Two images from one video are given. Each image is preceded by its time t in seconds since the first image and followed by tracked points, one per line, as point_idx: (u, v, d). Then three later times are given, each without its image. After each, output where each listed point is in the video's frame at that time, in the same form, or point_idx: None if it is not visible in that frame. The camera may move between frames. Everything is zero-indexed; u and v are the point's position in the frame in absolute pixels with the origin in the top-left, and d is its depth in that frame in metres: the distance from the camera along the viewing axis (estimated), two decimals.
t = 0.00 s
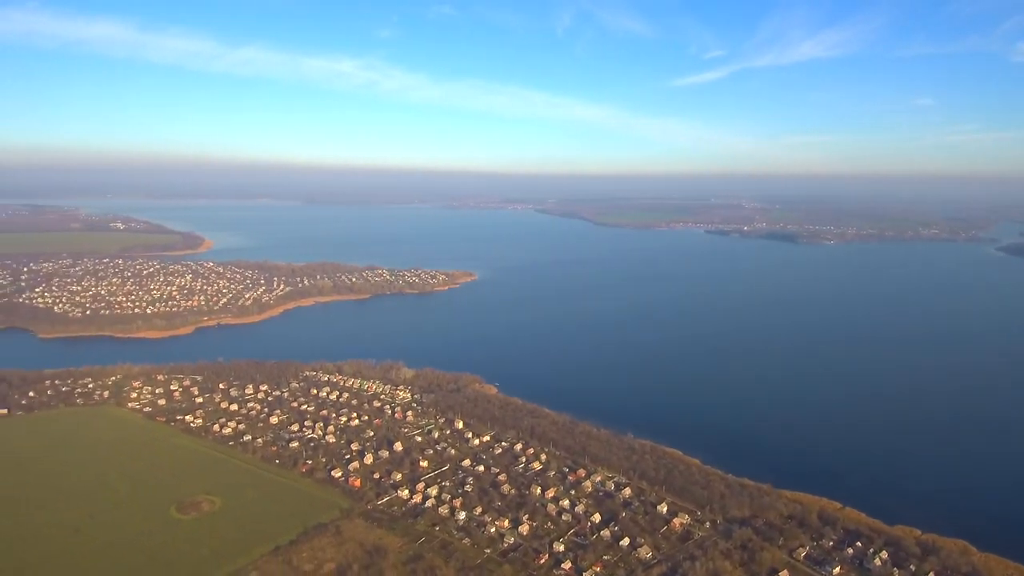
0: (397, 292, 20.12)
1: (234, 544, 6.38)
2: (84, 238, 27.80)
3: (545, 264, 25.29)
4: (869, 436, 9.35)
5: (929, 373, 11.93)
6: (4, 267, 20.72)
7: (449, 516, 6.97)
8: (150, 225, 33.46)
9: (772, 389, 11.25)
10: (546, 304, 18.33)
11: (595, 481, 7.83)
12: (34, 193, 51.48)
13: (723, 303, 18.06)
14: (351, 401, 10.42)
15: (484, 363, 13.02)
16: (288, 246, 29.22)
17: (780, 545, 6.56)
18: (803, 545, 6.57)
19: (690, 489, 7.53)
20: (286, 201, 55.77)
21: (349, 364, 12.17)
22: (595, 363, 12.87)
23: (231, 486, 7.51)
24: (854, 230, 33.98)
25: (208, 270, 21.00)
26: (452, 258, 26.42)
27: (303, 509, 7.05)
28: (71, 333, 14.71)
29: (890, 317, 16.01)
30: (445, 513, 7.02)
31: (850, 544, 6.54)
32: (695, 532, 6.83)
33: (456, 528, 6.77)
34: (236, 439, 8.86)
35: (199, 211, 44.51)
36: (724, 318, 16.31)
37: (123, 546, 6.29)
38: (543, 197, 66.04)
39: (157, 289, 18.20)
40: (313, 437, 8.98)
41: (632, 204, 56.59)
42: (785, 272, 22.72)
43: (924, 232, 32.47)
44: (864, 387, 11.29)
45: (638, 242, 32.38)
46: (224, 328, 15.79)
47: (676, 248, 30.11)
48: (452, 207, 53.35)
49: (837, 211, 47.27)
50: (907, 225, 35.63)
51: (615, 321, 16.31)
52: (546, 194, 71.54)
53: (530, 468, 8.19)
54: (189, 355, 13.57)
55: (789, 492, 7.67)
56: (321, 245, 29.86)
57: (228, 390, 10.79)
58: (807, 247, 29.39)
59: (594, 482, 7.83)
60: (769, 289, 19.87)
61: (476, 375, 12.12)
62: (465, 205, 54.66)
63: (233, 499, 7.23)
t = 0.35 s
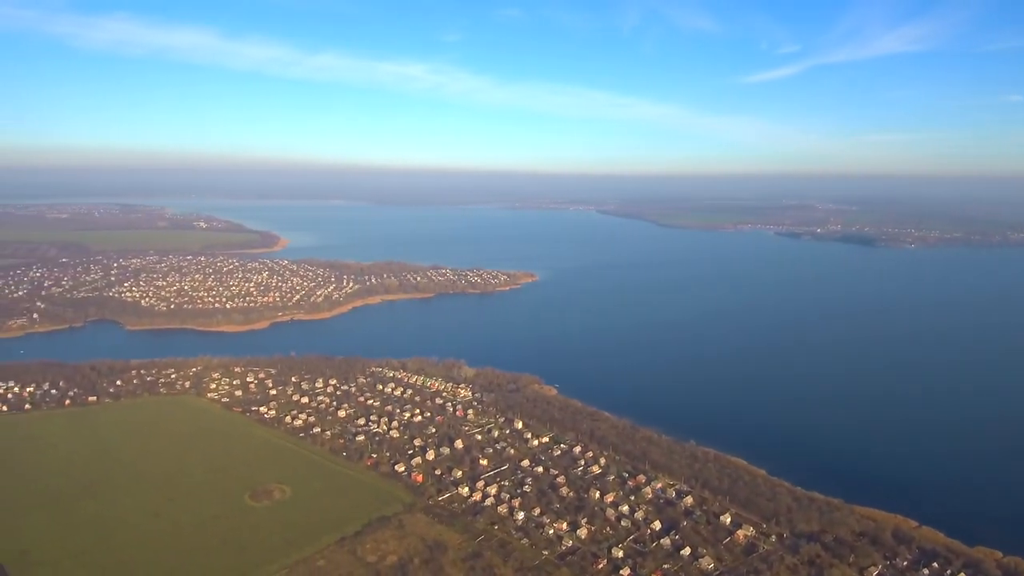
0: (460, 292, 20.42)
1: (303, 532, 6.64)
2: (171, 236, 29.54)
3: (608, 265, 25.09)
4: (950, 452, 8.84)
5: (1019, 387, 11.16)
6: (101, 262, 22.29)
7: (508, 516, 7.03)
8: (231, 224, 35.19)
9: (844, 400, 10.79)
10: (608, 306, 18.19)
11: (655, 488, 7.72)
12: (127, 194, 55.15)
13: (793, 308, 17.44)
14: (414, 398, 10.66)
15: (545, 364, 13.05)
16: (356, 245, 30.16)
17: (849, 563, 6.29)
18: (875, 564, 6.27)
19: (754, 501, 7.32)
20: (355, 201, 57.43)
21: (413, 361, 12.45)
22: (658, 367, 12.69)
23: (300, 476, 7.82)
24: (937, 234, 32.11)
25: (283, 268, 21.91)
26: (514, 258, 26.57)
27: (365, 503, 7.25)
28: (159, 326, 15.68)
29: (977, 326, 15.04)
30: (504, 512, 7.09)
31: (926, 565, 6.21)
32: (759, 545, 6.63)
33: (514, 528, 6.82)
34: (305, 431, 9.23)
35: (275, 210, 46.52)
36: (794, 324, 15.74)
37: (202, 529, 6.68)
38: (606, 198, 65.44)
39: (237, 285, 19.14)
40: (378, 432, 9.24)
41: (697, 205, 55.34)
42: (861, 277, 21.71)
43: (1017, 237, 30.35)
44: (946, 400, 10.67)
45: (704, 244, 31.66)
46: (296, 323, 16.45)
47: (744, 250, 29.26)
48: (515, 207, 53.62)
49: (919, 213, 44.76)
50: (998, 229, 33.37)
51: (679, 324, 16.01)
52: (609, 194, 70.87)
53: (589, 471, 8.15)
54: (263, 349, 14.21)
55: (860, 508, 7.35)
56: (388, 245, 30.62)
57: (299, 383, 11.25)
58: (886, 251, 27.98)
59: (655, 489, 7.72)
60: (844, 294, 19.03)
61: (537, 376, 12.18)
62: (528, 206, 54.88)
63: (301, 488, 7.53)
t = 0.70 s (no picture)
0: (522, 292, 20.53)
1: (368, 523, 6.86)
2: (249, 234, 30.96)
3: (673, 267, 24.66)
4: None
5: None
6: (184, 259, 23.60)
7: (566, 518, 7.04)
8: (303, 223, 36.54)
9: (922, 413, 10.24)
10: (672, 309, 17.86)
11: (718, 497, 7.55)
12: (210, 195, 58.11)
13: (867, 315, 16.67)
14: (475, 396, 10.81)
15: (606, 366, 12.97)
16: (422, 245, 30.77)
17: None
18: None
19: (824, 515, 7.06)
20: (420, 201, 58.62)
21: (474, 359, 12.62)
22: (723, 373, 12.40)
23: (365, 469, 8.07)
24: None
25: (351, 266, 22.59)
26: (576, 259, 26.48)
27: (426, 497, 7.42)
28: (236, 320, 16.48)
29: None
30: (563, 514, 7.09)
31: None
32: (828, 561, 6.38)
33: (573, 531, 6.82)
34: (371, 425, 9.51)
35: (344, 210, 47.98)
36: (870, 331, 15.04)
37: (274, 516, 6.99)
38: (671, 199, 64.24)
39: (309, 282, 19.89)
40: (440, 429, 9.42)
41: (767, 206, 53.57)
42: (945, 283, 20.50)
43: None
44: None
45: (773, 246, 30.65)
46: (363, 320, 16.94)
47: (816, 253, 28.13)
48: (577, 208, 53.38)
49: (1011, 216, 41.80)
50: None
51: (745, 329, 15.57)
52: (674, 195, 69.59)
53: (650, 478, 8.04)
54: (331, 344, 14.72)
55: (938, 527, 6.98)
56: (452, 244, 31.08)
57: (365, 378, 11.60)
58: (972, 256, 26.32)
59: (717, 499, 7.54)
60: (925, 301, 18.02)
61: (598, 378, 12.12)
62: (592, 206, 54.49)
63: (366, 481, 7.77)
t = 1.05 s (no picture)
0: (579, 293, 20.46)
1: (423, 519, 7.00)
2: (315, 234, 32.01)
3: (735, 270, 24.03)
4: None
5: None
6: (255, 257, 24.63)
7: (621, 524, 6.98)
8: (366, 223, 37.52)
9: (1003, 430, 9.66)
10: (733, 313, 17.44)
11: (780, 510, 7.32)
12: (279, 196, 60.37)
13: (945, 323, 15.80)
14: (531, 397, 10.85)
15: (663, 370, 12.79)
16: (481, 245, 31.06)
17: None
18: None
19: (893, 533, 6.75)
20: (479, 202, 59.15)
21: (531, 360, 12.68)
22: (787, 380, 12.01)
23: (422, 465, 8.24)
24: None
25: (412, 265, 23.06)
26: (635, 261, 26.18)
27: (480, 496, 7.51)
28: (302, 316, 17.09)
29: None
30: (618, 520, 7.04)
31: None
32: None
33: (628, 537, 6.76)
34: (428, 422, 9.70)
35: (406, 211, 48.91)
36: (947, 341, 14.27)
37: (335, 508, 7.24)
38: (734, 200, 62.57)
39: (371, 281, 20.41)
40: (495, 428, 9.51)
41: (836, 207, 51.49)
42: None
43: None
44: None
45: (842, 249, 29.45)
46: (422, 318, 17.28)
47: (889, 257, 26.86)
48: (636, 208, 52.71)
49: None
50: None
51: (810, 335, 15.04)
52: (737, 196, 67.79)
53: (708, 487, 7.88)
54: (392, 341, 15.09)
55: (1018, 551, 6.58)
56: (510, 245, 31.25)
57: (424, 376, 11.83)
58: None
59: (779, 511, 7.32)
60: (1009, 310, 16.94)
61: (656, 382, 11.95)
62: (652, 207, 53.64)
63: (422, 477, 7.93)
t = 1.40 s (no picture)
0: (632, 295, 20.24)
1: (473, 517, 7.08)
2: (372, 233, 32.75)
3: (795, 273, 23.32)
4: None
5: None
6: (315, 256, 25.41)
7: (672, 531, 6.89)
8: (421, 223, 38.13)
9: None
10: (792, 318, 16.93)
11: (839, 524, 7.06)
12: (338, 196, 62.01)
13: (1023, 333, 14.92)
14: (581, 399, 10.81)
15: (717, 376, 12.54)
16: (533, 246, 31.11)
17: None
18: None
19: (961, 552, 6.44)
20: (532, 203, 59.22)
21: (582, 362, 12.64)
22: (849, 390, 11.58)
23: (473, 463, 8.33)
24: None
25: (465, 265, 23.31)
26: (689, 263, 25.72)
27: (529, 496, 7.54)
28: (359, 314, 17.54)
29: None
30: (669, 527, 6.95)
31: None
32: None
33: (679, 545, 6.66)
34: (479, 421, 9.79)
35: (460, 211, 49.50)
36: None
37: (388, 503, 7.40)
38: (795, 201, 60.63)
39: (425, 280, 20.75)
40: (545, 430, 9.52)
41: (905, 209, 49.23)
42: None
43: None
44: None
45: (910, 253, 28.15)
46: (474, 318, 17.46)
47: (962, 262, 25.51)
48: (692, 209, 51.75)
49: None
50: None
51: (874, 343, 14.46)
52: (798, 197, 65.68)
53: (763, 497, 7.68)
54: (444, 340, 15.31)
55: None
56: (562, 246, 31.20)
57: (475, 375, 11.96)
58: None
59: (838, 525, 7.07)
60: None
61: (710, 388, 11.73)
62: (708, 208, 52.56)
63: (473, 475, 8.02)
